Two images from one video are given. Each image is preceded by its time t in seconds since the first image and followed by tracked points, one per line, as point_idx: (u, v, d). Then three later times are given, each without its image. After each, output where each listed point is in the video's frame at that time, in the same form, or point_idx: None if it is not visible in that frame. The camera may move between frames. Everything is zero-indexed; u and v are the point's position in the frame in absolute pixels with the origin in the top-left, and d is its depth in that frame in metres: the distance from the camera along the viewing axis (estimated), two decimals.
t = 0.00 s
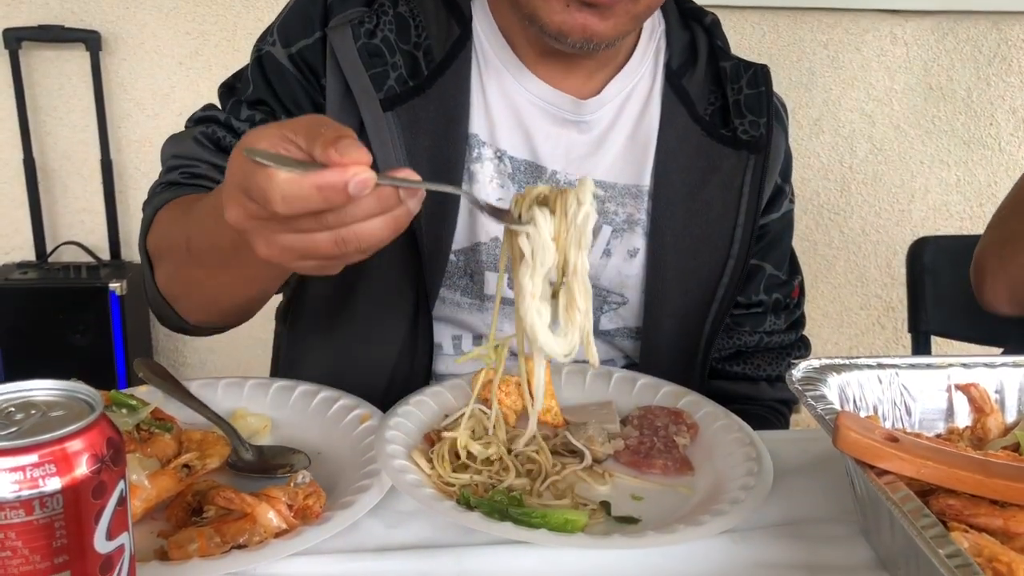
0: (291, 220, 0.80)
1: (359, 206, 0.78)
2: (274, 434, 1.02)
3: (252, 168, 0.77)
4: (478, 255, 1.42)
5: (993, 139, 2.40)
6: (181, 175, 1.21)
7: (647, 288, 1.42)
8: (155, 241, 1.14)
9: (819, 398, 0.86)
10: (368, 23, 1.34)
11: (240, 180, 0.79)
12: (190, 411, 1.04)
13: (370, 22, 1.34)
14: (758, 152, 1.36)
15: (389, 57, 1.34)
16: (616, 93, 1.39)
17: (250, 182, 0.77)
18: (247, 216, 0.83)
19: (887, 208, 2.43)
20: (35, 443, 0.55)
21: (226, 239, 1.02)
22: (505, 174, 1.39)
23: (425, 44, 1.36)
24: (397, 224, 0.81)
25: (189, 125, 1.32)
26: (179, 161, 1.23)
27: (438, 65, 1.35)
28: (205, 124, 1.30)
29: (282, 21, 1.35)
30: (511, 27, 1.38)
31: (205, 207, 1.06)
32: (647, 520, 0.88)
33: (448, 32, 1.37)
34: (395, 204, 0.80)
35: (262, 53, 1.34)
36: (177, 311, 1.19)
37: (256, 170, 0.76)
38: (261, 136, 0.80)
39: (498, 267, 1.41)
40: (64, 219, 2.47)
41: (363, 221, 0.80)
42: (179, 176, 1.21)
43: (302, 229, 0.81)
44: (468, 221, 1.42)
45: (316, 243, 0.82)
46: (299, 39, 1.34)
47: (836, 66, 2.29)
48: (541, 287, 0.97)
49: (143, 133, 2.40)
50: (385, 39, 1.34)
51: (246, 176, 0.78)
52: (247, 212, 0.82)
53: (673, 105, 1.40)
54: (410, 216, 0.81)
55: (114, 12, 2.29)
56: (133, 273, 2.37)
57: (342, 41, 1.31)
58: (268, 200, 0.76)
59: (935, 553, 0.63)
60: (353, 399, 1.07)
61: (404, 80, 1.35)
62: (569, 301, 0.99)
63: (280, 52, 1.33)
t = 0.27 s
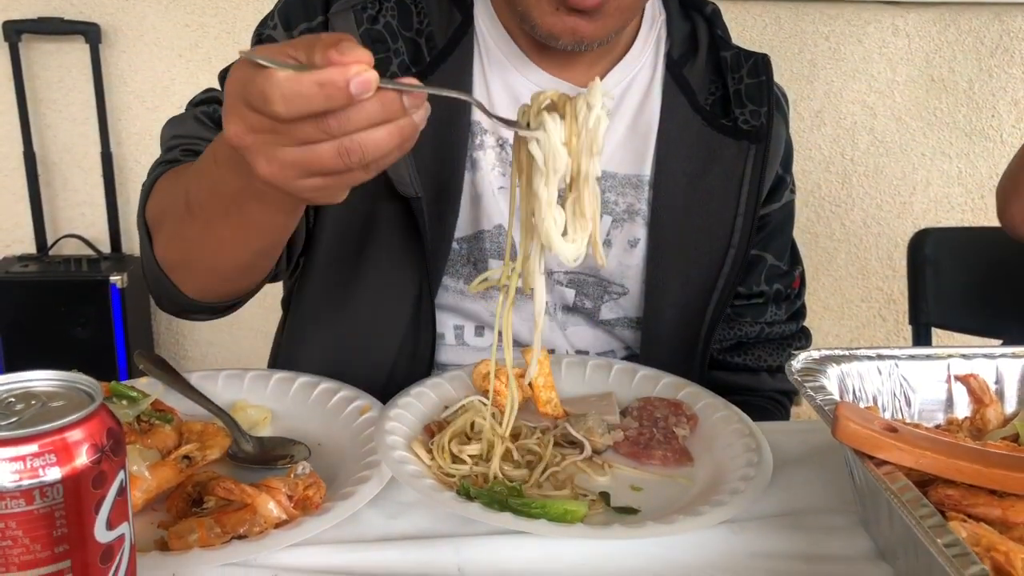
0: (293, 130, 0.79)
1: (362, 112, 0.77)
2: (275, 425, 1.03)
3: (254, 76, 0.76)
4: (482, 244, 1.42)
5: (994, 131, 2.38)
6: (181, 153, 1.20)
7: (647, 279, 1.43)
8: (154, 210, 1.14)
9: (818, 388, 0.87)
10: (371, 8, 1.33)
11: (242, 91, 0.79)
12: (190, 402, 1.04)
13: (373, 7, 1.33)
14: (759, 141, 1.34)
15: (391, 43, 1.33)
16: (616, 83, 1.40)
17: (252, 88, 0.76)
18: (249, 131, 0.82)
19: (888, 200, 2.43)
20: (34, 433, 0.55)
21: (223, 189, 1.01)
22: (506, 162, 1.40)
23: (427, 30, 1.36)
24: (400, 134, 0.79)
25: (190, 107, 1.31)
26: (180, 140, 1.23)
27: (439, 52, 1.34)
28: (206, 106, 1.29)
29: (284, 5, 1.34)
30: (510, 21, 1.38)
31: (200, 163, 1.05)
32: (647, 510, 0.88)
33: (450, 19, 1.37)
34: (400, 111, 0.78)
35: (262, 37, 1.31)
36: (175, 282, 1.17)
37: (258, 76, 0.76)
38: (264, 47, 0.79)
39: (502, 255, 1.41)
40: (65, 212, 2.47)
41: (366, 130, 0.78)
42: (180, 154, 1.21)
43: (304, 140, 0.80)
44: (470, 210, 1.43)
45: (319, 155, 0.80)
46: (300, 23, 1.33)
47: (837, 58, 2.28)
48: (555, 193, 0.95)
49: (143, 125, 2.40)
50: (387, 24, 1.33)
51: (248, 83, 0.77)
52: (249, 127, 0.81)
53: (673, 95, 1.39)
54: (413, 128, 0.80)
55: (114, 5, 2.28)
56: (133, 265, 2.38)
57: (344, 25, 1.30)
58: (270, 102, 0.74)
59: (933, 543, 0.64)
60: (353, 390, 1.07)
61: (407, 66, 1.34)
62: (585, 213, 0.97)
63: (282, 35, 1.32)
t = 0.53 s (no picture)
0: (309, 214, 0.83)
1: (377, 208, 0.82)
2: (276, 416, 1.03)
3: (281, 156, 0.80)
4: (481, 247, 1.41)
5: (997, 124, 2.36)
6: (185, 176, 1.22)
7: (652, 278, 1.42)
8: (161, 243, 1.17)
9: (820, 378, 0.87)
10: (367, 14, 1.33)
11: (268, 169, 0.83)
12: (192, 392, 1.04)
13: (369, 13, 1.33)
14: (766, 136, 1.35)
15: (388, 47, 1.34)
16: (620, 77, 1.39)
17: (277, 171, 0.80)
18: (267, 207, 0.86)
19: (891, 193, 2.42)
20: (36, 420, 0.55)
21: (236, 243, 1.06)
22: (508, 163, 1.39)
23: (424, 33, 1.36)
24: (408, 233, 0.84)
25: (193, 123, 1.32)
26: (183, 163, 1.24)
27: (438, 54, 1.35)
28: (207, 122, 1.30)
29: (282, 14, 1.35)
30: (510, 18, 1.37)
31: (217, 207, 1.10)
32: (648, 500, 0.88)
33: (447, 20, 1.37)
34: (412, 212, 0.83)
35: (261, 47, 1.33)
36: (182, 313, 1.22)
37: (286, 157, 0.79)
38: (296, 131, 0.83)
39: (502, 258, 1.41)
40: (67, 203, 2.47)
41: (378, 223, 0.83)
42: (183, 176, 1.22)
43: (318, 226, 0.84)
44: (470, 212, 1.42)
45: (329, 240, 0.85)
46: (298, 31, 1.33)
47: (840, 50, 2.28)
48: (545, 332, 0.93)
49: (145, 117, 2.40)
50: (384, 29, 1.34)
51: (275, 162, 0.81)
52: (269, 203, 0.86)
53: (678, 89, 1.39)
54: (422, 227, 0.85)
55: None
56: (135, 257, 2.38)
57: (342, 32, 1.31)
58: (290, 187, 0.78)
59: (935, 532, 0.64)
60: (355, 380, 1.07)
61: (406, 70, 1.34)
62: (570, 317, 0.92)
63: (280, 45, 1.33)
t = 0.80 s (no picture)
0: (313, 238, 0.88)
1: (378, 229, 0.86)
2: (280, 405, 1.03)
3: (287, 184, 0.88)
4: (479, 260, 1.40)
5: (1001, 119, 2.35)
6: (181, 196, 1.29)
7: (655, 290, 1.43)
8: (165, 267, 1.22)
9: (825, 369, 0.87)
10: (359, 28, 1.33)
11: (274, 197, 0.89)
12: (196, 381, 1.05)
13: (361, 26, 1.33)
14: (776, 145, 1.34)
15: (383, 60, 1.34)
16: (625, 82, 1.38)
17: (283, 197, 0.87)
18: (273, 235, 0.91)
19: (894, 188, 2.41)
20: (43, 405, 0.55)
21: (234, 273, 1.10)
22: (508, 176, 1.40)
23: (421, 43, 1.35)
24: (410, 255, 0.88)
25: (192, 138, 1.37)
26: (182, 181, 1.31)
27: (434, 66, 1.34)
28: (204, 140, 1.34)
29: (276, 26, 1.36)
30: (512, 25, 1.35)
31: (215, 233, 1.14)
32: (652, 490, 0.88)
33: (444, 28, 1.36)
34: (412, 233, 0.88)
35: (257, 61, 1.35)
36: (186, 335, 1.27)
37: (291, 185, 0.86)
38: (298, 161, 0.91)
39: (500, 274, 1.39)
40: (70, 195, 2.47)
41: (378, 244, 0.87)
42: (182, 199, 1.28)
43: (322, 248, 0.89)
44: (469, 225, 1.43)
45: (334, 262, 0.90)
46: (292, 44, 1.34)
47: (844, 45, 2.28)
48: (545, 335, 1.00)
49: (148, 110, 2.39)
50: (378, 41, 1.34)
51: (281, 190, 0.88)
52: (274, 231, 0.91)
53: (686, 93, 1.38)
54: (424, 250, 0.89)
55: None
56: (138, 249, 2.38)
57: (334, 48, 1.31)
58: (296, 206, 0.85)
59: (940, 521, 0.64)
60: (359, 370, 1.07)
61: (400, 81, 1.34)
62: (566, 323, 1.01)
63: (274, 60, 1.34)
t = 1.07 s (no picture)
0: (318, 155, 0.87)
1: (383, 139, 0.84)
2: (286, 400, 1.03)
3: (285, 104, 0.87)
4: (483, 270, 1.40)
5: (1007, 115, 2.33)
6: (177, 191, 1.29)
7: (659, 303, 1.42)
8: (168, 251, 1.22)
9: (829, 365, 0.87)
10: (360, 30, 1.34)
11: (273, 121, 0.88)
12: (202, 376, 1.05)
13: (363, 29, 1.34)
14: (785, 158, 1.34)
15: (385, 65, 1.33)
16: (631, 92, 1.37)
17: (284, 116, 0.86)
18: (277, 161, 0.90)
19: (897, 184, 2.41)
20: (50, 399, 0.55)
21: (239, 236, 1.10)
22: (511, 186, 1.38)
23: (424, 47, 1.34)
24: (419, 167, 0.86)
25: (192, 134, 1.37)
26: (178, 178, 1.31)
27: (437, 72, 1.34)
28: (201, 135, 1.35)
29: (277, 25, 1.36)
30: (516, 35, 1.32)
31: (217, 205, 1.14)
32: (657, 486, 0.88)
33: (449, 33, 1.35)
34: (419, 143, 0.86)
35: (257, 58, 1.35)
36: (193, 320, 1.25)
37: (291, 103, 0.86)
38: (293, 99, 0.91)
39: (503, 283, 1.40)
40: (74, 192, 2.48)
41: (385, 157, 0.86)
42: (178, 194, 1.29)
43: (327, 169, 0.88)
44: (473, 234, 1.41)
45: (341, 182, 0.88)
46: (293, 44, 1.35)
47: (847, 41, 2.28)
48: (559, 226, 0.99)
49: (152, 106, 2.40)
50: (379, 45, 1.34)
51: (280, 110, 0.87)
52: (278, 158, 0.90)
53: (697, 101, 1.38)
54: (433, 163, 0.87)
55: None
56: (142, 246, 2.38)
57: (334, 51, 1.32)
58: (297, 118, 0.83)
59: (944, 516, 0.64)
60: (363, 365, 1.07)
61: (403, 87, 1.34)
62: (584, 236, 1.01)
63: (274, 59, 1.34)
